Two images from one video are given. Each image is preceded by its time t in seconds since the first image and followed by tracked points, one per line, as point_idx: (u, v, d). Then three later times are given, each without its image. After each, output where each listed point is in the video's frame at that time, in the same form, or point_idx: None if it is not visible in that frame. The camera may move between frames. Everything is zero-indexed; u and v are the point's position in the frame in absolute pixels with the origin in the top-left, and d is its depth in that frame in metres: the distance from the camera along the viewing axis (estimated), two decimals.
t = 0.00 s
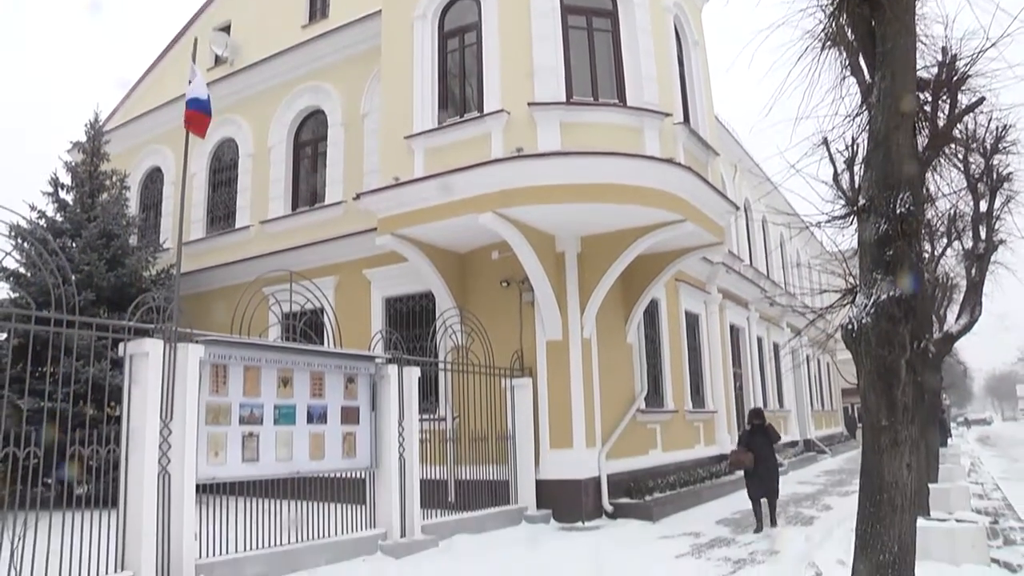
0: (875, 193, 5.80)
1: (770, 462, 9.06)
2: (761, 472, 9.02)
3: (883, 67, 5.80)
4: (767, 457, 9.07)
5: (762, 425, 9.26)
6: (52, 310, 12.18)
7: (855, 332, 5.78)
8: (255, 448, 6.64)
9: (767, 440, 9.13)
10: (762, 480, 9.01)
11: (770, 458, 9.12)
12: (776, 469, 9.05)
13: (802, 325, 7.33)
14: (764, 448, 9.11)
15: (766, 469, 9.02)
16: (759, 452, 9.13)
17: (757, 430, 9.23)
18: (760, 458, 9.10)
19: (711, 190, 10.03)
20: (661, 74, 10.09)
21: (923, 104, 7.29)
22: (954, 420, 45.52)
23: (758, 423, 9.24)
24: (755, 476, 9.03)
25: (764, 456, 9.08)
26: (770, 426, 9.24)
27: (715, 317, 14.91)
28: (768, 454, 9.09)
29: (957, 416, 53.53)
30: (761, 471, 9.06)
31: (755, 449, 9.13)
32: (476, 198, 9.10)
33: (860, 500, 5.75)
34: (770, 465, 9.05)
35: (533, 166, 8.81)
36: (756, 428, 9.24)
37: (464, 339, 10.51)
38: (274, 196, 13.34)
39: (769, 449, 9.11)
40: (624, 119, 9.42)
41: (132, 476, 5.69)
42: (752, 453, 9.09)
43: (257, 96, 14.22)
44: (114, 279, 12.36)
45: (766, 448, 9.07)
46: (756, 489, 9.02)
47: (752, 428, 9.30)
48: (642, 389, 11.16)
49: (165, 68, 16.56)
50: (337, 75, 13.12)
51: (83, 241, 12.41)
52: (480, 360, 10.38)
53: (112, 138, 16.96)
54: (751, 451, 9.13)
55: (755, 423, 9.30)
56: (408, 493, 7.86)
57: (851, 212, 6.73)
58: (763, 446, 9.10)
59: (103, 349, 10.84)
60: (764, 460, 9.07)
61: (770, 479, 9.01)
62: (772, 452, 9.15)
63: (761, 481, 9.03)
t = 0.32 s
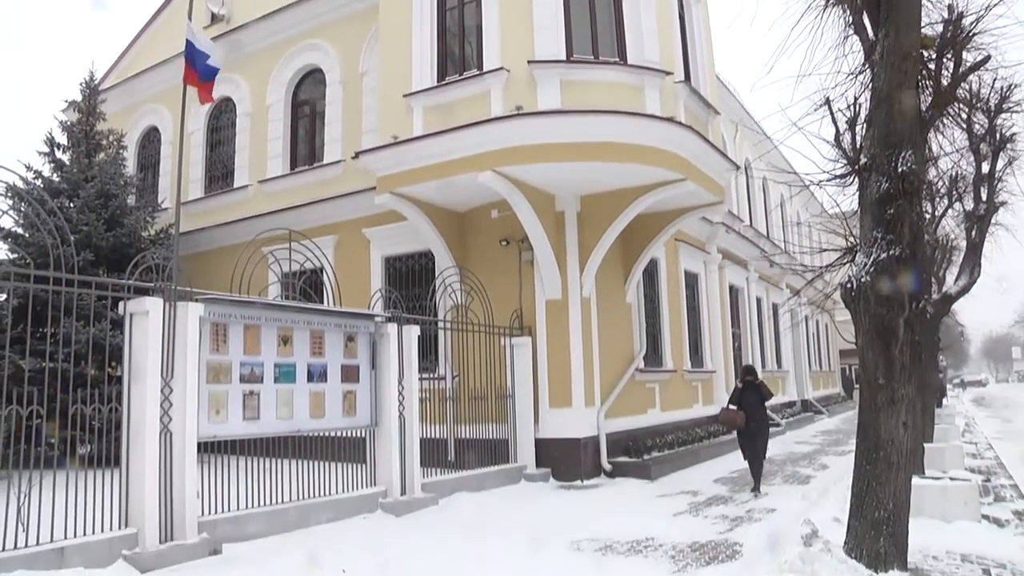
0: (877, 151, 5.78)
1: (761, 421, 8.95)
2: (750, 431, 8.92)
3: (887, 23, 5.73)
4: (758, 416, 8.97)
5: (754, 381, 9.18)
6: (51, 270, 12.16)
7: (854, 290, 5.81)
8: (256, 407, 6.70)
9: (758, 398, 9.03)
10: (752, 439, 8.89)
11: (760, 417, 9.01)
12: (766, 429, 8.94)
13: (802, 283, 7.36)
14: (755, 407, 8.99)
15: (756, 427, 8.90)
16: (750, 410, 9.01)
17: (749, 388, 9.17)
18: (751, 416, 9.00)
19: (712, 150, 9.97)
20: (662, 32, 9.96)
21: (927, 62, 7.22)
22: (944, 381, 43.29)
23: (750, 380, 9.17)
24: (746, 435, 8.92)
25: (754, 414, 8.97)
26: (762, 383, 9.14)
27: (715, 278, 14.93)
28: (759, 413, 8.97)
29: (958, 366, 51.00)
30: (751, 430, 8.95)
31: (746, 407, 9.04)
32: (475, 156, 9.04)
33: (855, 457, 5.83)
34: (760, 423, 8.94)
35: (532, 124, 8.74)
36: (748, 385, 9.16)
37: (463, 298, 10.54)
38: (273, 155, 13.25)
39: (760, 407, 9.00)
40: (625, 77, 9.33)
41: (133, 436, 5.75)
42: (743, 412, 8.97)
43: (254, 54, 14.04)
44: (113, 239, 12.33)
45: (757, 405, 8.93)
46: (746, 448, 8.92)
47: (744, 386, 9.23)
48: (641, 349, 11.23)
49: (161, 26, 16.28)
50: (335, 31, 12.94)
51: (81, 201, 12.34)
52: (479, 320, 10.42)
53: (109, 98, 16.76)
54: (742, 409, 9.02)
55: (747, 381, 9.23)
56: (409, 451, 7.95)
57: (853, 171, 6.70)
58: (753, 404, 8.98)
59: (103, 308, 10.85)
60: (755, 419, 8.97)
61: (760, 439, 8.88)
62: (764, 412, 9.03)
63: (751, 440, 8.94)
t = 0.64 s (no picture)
0: (876, 123, 5.76)
1: (751, 394, 8.84)
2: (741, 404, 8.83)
3: None
4: (748, 388, 8.87)
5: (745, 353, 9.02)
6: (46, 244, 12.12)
7: (851, 262, 5.82)
8: (254, 379, 6.72)
9: (748, 370, 8.89)
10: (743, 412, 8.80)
11: (752, 390, 8.90)
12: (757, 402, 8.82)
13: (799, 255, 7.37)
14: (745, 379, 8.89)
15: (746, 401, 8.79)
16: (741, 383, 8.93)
17: (739, 360, 9.04)
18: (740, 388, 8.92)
19: (710, 122, 9.92)
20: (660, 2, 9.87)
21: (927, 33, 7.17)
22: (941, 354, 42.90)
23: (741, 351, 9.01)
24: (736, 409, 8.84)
25: (744, 387, 8.87)
26: (753, 355, 9.00)
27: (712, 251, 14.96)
28: (750, 386, 8.88)
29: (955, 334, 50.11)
30: (741, 403, 8.86)
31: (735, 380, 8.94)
32: (471, 128, 8.98)
33: (849, 428, 5.90)
34: (750, 397, 8.84)
35: (529, 96, 8.68)
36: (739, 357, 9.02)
37: (460, 271, 10.55)
38: (268, 128, 13.16)
39: (750, 379, 8.89)
40: (624, 48, 9.26)
41: (130, 409, 5.77)
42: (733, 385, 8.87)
43: (248, 25, 13.89)
44: (108, 213, 12.27)
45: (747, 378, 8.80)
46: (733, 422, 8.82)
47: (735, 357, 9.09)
48: (637, 321, 11.28)
49: None
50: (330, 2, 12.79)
51: (75, 174, 12.25)
52: (476, 292, 10.43)
53: (102, 70, 16.59)
54: (732, 382, 8.94)
55: (738, 352, 9.07)
56: (406, 424, 8.00)
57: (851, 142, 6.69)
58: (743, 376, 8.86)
59: (99, 282, 10.79)
60: (744, 393, 8.86)
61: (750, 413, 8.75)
62: (755, 384, 8.94)
63: (739, 413, 8.84)
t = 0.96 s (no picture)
0: (872, 105, 5.76)
1: (739, 381, 8.58)
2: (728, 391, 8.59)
3: None
4: (735, 375, 8.59)
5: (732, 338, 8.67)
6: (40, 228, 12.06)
7: (846, 245, 5.84)
8: (249, 363, 6.73)
9: (736, 357, 8.60)
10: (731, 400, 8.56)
11: (739, 376, 8.65)
12: (745, 388, 8.59)
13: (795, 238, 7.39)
14: (733, 365, 8.60)
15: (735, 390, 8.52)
16: (728, 370, 8.65)
17: (726, 346, 8.70)
18: (727, 375, 8.63)
19: (705, 104, 9.89)
20: None
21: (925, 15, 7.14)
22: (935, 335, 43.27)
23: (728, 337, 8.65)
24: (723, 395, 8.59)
25: (732, 375, 8.59)
26: (740, 341, 8.67)
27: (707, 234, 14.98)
28: (738, 372, 8.60)
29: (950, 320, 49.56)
30: (729, 391, 8.60)
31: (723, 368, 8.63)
32: (467, 111, 8.94)
33: (842, 411, 5.93)
34: (738, 384, 8.58)
35: (524, 78, 8.63)
36: (726, 342, 8.67)
37: (455, 254, 10.57)
38: (263, 110, 13.08)
39: (738, 366, 8.60)
40: (620, 30, 9.21)
41: (125, 391, 5.78)
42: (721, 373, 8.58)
43: (242, 7, 13.75)
44: (102, 196, 12.21)
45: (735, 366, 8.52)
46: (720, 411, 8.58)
47: (722, 342, 8.73)
48: (632, 305, 11.30)
49: None
50: None
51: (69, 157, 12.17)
52: (471, 275, 10.43)
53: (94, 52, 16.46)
54: (719, 369, 8.63)
55: (725, 337, 8.72)
56: (401, 407, 8.03)
57: (846, 126, 6.68)
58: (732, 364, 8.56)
59: (94, 266, 10.75)
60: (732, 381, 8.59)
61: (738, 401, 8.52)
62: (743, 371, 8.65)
63: (727, 401, 8.59)
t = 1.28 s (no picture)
0: (871, 98, 5.76)
1: (729, 375, 8.46)
2: (719, 386, 8.46)
3: None
4: (726, 368, 8.48)
5: (721, 330, 8.64)
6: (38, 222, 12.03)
7: (845, 238, 5.84)
8: (248, 357, 6.73)
9: (725, 349, 8.50)
10: (722, 395, 8.42)
11: (729, 370, 8.54)
12: (736, 382, 8.47)
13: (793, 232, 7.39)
14: (723, 359, 8.49)
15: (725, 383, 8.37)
16: (718, 364, 8.52)
17: (714, 339, 8.63)
18: (717, 369, 8.50)
19: (703, 97, 9.87)
20: None
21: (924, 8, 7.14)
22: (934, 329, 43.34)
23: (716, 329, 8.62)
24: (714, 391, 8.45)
25: (722, 369, 8.47)
26: (729, 333, 8.61)
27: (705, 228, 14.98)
28: (728, 366, 8.49)
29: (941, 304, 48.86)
30: (719, 385, 8.48)
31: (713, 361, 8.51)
32: (465, 105, 8.91)
33: (840, 405, 5.95)
34: (729, 378, 8.46)
35: (522, 72, 8.61)
36: (715, 336, 8.60)
37: (453, 249, 10.57)
38: (261, 104, 13.05)
39: (727, 359, 8.50)
40: (618, 24, 9.19)
41: (124, 385, 5.78)
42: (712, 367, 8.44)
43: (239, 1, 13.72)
44: (100, 191, 12.17)
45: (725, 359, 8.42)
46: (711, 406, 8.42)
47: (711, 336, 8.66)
48: (630, 299, 11.30)
49: None
50: None
51: (67, 152, 12.13)
52: (470, 269, 10.43)
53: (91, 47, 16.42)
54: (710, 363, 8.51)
55: (714, 330, 8.67)
56: (400, 401, 8.03)
57: (845, 120, 6.68)
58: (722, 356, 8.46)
59: (92, 261, 10.73)
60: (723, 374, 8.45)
61: (729, 395, 8.36)
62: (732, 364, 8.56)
63: (719, 396, 8.45)
